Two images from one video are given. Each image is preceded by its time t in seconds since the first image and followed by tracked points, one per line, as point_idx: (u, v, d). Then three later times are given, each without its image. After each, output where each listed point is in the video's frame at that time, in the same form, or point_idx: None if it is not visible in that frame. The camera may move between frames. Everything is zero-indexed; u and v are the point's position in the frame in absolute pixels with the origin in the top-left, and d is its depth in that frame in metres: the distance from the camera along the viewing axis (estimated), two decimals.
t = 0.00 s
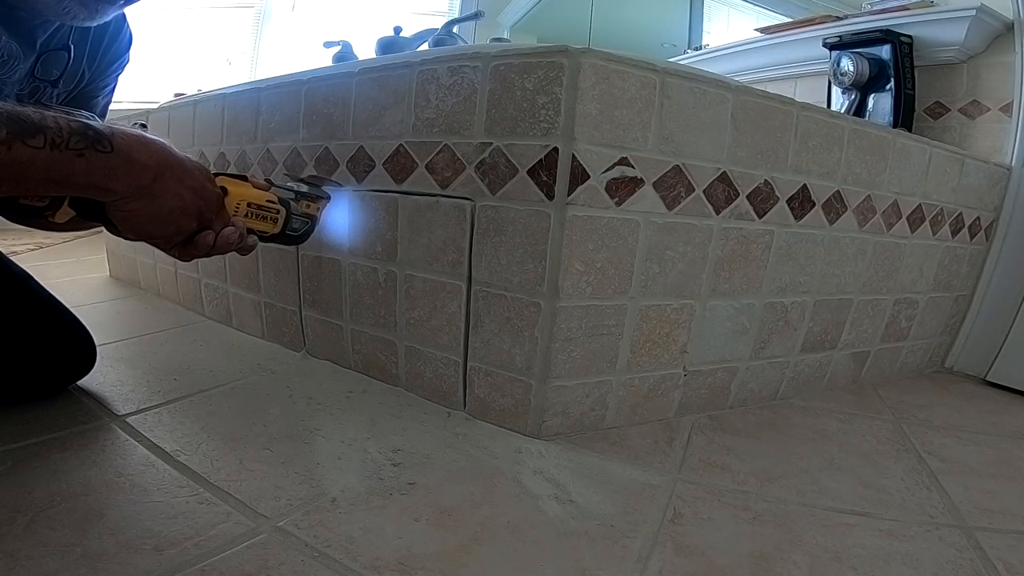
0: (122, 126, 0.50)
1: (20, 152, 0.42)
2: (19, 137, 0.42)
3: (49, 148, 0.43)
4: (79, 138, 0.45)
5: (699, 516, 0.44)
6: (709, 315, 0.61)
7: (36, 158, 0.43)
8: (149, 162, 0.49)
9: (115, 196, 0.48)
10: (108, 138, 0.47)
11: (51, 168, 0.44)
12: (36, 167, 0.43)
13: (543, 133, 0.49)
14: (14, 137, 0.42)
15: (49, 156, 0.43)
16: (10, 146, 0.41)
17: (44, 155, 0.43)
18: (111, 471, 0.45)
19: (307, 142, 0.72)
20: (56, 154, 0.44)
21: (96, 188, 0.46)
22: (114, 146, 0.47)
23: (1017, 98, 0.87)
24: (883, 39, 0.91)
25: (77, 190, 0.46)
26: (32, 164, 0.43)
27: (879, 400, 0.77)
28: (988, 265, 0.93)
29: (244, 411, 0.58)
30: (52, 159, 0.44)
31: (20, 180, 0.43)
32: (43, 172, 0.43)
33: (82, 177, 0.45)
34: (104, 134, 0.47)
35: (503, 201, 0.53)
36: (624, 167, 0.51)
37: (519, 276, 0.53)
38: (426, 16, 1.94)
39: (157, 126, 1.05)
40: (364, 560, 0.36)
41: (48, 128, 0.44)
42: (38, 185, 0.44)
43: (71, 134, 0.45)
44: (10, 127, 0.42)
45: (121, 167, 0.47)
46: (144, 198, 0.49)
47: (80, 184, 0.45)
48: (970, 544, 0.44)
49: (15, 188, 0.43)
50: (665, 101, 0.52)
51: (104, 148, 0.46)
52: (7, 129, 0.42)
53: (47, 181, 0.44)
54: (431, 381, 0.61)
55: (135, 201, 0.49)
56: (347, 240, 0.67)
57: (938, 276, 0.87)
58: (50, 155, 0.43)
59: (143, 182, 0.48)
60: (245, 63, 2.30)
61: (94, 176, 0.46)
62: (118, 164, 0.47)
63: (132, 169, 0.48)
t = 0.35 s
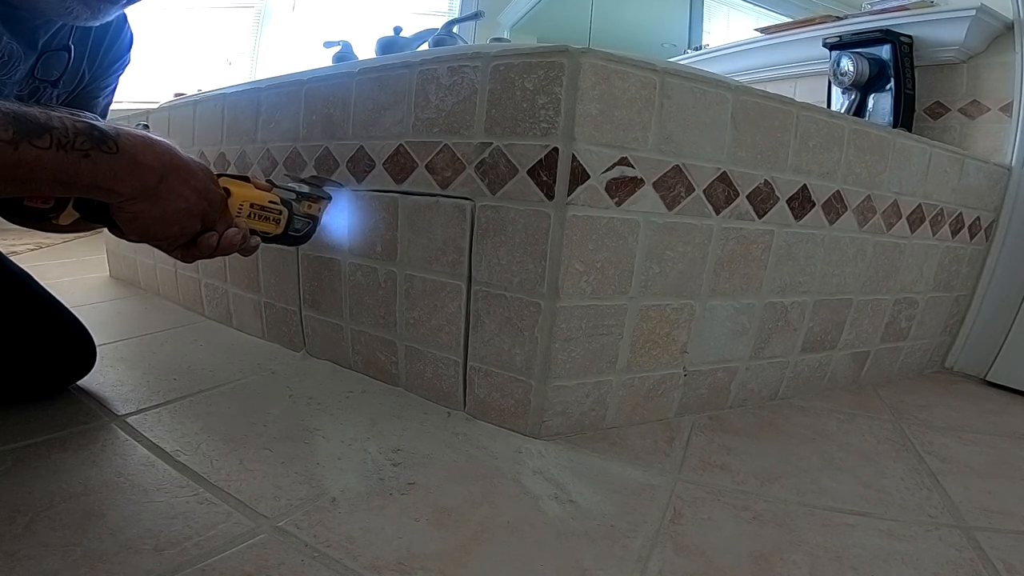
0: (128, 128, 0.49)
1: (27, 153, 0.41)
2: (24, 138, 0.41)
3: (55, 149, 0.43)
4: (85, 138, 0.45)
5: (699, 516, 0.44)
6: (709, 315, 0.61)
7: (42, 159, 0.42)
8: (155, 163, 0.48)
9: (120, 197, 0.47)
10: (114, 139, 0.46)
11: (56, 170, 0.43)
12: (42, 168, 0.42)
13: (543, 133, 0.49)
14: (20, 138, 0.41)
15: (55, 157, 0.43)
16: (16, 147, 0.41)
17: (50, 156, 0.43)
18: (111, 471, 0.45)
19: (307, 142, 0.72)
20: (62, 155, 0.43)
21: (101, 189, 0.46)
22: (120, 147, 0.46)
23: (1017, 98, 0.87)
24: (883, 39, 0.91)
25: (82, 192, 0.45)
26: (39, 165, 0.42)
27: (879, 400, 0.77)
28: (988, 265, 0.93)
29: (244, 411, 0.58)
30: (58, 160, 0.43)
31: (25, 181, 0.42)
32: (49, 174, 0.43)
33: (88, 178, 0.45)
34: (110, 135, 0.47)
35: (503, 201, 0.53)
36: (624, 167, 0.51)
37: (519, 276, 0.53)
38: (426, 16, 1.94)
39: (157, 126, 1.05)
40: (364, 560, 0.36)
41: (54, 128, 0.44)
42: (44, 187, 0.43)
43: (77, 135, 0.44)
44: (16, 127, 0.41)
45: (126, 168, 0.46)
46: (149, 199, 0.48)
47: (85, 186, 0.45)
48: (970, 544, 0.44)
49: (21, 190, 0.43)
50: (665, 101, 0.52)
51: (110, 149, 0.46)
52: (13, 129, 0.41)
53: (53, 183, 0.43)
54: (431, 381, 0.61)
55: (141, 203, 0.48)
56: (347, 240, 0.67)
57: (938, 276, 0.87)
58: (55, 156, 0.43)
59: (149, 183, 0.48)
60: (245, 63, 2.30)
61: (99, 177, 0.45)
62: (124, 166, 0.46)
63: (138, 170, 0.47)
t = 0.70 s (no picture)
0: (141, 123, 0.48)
1: (43, 147, 0.40)
2: (41, 132, 0.40)
3: (71, 143, 0.42)
4: (99, 133, 0.44)
5: (700, 516, 0.44)
6: (710, 315, 0.61)
7: (58, 154, 0.41)
8: (169, 160, 0.47)
9: (133, 194, 0.46)
10: (128, 135, 0.45)
11: (71, 165, 0.42)
12: (56, 163, 0.41)
13: (543, 133, 0.49)
14: (37, 131, 0.40)
15: (70, 151, 0.42)
16: (32, 140, 0.40)
17: (65, 151, 0.42)
18: (111, 471, 0.45)
19: (307, 142, 0.72)
20: (77, 149, 0.42)
21: (114, 186, 0.45)
22: (135, 143, 0.45)
23: (1017, 98, 0.87)
24: (883, 39, 0.91)
25: (95, 188, 0.44)
26: (55, 159, 0.41)
27: (879, 400, 0.77)
28: (988, 265, 0.93)
29: (245, 411, 0.58)
30: (73, 155, 0.42)
31: (40, 176, 0.41)
32: (63, 170, 0.42)
33: (101, 174, 0.44)
34: (124, 130, 0.46)
35: (503, 201, 0.53)
36: (624, 167, 0.51)
37: (519, 276, 0.53)
38: (426, 16, 1.94)
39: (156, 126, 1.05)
40: (364, 560, 0.36)
41: (70, 122, 0.43)
42: (56, 183, 0.42)
43: (92, 129, 0.43)
44: (32, 120, 0.40)
45: (141, 165, 0.46)
46: (161, 197, 0.48)
47: (99, 182, 0.44)
48: (970, 544, 0.44)
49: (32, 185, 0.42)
50: (665, 101, 0.52)
51: (126, 145, 0.45)
52: (29, 122, 0.40)
53: (67, 178, 0.42)
54: (431, 382, 0.61)
55: (152, 200, 0.48)
56: (347, 240, 0.67)
57: (938, 276, 0.87)
58: (70, 150, 0.42)
59: (162, 180, 0.47)
60: (245, 63, 2.30)
61: (113, 173, 0.44)
62: (139, 163, 0.45)
63: (152, 167, 0.46)
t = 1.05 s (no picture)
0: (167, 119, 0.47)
1: (80, 136, 0.39)
2: (80, 119, 0.39)
3: (106, 134, 0.41)
4: (133, 126, 0.43)
5: (700, 516, 0.44)
6: (709, 315, 0.61)
7: (94, 144, 0.40)
8: (197, 157, 0.47)
9: (158, 190, 0.46)
10: (160, 129, 0.45)
11: (103, 156, 0.41)
12: (92, 152, 0.40)
13: (543, 133, 0.49)
14: (75, 118, 0.38)
15: (104, 141, 0.40)
16: (71, 126, 0.38)
17: (101, 141, 0.40)
18: (111, 471, 0.45)
19: (307, 142, 0.72)
20: (113, 141, 0.41)
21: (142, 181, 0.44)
22: (166, 138, 0.45)
23: (1017, 98, 0.87)
24: (883, 39, 0.91)
25: (122, 181, 0.43)
26: (91, 150, 0.40)
27: (879, 400, 0.77)
28: (988, 265, 0.93)
29: (245, 411, 0.58)
30: (107, 146, 0.41)
31: (73, 165, 0.39)
32: (97, 161, 0.40)
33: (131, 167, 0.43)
34: (155, 124, 0.45)
35: (503, 202, 0.53)
36: (624, 167, 0.51)
37: (519, 276, 0.53)
38: (426, 16, 1.94)
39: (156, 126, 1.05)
40: (364, 560, 0.36)
41: (104, 112, 0.41)
42: (84, 174, 0.41)
43: (125, 121, 0.42)
44: (71, 107, 0.38)
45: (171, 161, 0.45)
46: (187, 195, 0.47)
47: (127, 176, 0.43)
48: (970, 544, 0.44)
49: (59, 176, 0.40)
50: (665, 101, 0.52)
51: (158, 140, 0.44)
52: (67, 108, 0.38)
53: (97, 169, 0.41)
54: (431, 382, 0.61)
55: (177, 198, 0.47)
56: (348, 240, 0.67)
57: (939, 276, 0.87)
58: (105, 140, 0.41)
59: (190, 178, 0.47)
60: (245, 63, 2.29)
61: (143, 168, 0.43)
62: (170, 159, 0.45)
63: (182, 164, 0.46)
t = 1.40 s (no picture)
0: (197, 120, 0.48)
1: (125, 130, 0.39)
2: (124, 113, 0.39)
3: (148, 130, 0.41)
4: (171, 124, 0.44)
5: (700, 516, 0.44)
6: (709, 315, 0.61)
7: (137, 140, 0.40)
8: (227, 158, 0.48)
9: (188, 190, 0.46)
10: (194, 129, 0.46)
11: (144, 152, 0.41)
12: (135, 147, 0.40)
13: (543, 133, 0.49)
14: (121, 112, 0.39)
15: (146, 136, 0.41)
16: (118, 120, 0.38)
17: (144, 137, 0.41)
18: (111, 471, 0.45)
19: (307, 142, 0.72)
20: (154, 138, 0.42)
21: (175, 180, 0.45)
22: (199, 138, 0.46)
23: (1017, 98, 0.87)
24: (883, 39, 0.91)
25: (156, 179, 0.44)
26: (133, 146, 0.40)
27: (879, 400, 0.77)
28: (988, 265, 0.93)
29: (246, 411, 0.58)
30: (148, 143, 0.41)
31: (115, 160, 0.40)
32: (136, 158, 0.41)
33: (167, 165, 0.44)
34: (188, 124, 0.46)
35: (503, 202, 0.53)
36: (624, 167, 0.51)
37: (519, 276, 0.53)
38: (426, 16, 1.94)
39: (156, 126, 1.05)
40: (364, 560, 0.36)
41: (146, 108, 0.42)
42: (122, 171, 0.41)
43: (165, 119, 0.43)
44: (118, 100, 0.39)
45: (203, 161, 0.46)
46: (214, 196, 0.48)
47: (161, 173, 0.44)
48: (970, 544, 0.44)
49: (98, 172, 0.39)
50: (665, 101, 0.52)
51: (193, 140, 0.45)
52: (114, 102, 0.39)
53: (135, 166, 0.41)
54: (432, 382, 0.61)
55: (204, 198, 0.48)
56: (347, 240, 0.67)
57: (938, 276, 0.87)
58: (147, 136, 0.41)
59: (219, 178, 0.48)
60: (245, 63, 2.29)
61: (177, 166, 0.44)
62: (203, 158, 0.46)
63: (213, 165, 0.47)
